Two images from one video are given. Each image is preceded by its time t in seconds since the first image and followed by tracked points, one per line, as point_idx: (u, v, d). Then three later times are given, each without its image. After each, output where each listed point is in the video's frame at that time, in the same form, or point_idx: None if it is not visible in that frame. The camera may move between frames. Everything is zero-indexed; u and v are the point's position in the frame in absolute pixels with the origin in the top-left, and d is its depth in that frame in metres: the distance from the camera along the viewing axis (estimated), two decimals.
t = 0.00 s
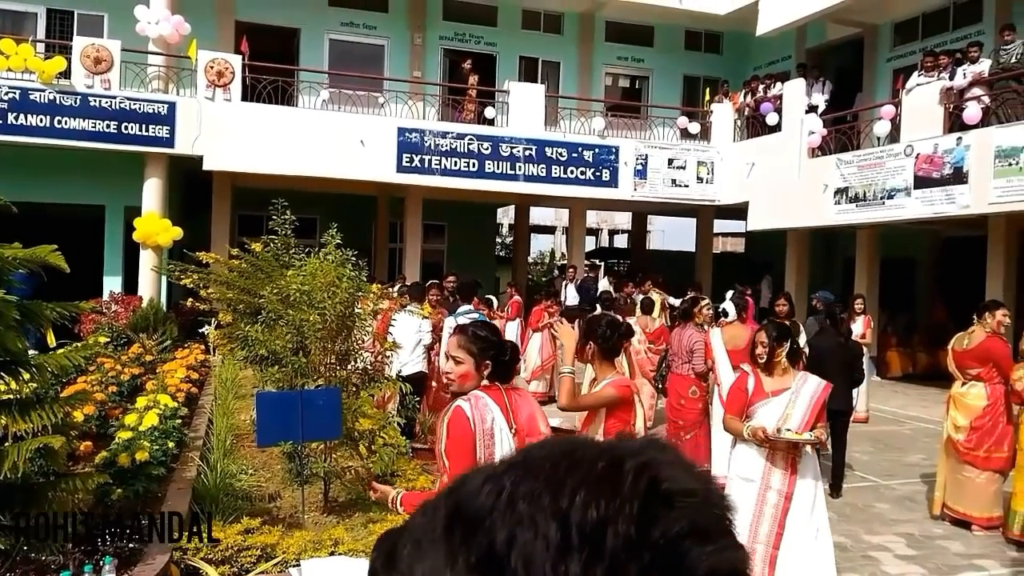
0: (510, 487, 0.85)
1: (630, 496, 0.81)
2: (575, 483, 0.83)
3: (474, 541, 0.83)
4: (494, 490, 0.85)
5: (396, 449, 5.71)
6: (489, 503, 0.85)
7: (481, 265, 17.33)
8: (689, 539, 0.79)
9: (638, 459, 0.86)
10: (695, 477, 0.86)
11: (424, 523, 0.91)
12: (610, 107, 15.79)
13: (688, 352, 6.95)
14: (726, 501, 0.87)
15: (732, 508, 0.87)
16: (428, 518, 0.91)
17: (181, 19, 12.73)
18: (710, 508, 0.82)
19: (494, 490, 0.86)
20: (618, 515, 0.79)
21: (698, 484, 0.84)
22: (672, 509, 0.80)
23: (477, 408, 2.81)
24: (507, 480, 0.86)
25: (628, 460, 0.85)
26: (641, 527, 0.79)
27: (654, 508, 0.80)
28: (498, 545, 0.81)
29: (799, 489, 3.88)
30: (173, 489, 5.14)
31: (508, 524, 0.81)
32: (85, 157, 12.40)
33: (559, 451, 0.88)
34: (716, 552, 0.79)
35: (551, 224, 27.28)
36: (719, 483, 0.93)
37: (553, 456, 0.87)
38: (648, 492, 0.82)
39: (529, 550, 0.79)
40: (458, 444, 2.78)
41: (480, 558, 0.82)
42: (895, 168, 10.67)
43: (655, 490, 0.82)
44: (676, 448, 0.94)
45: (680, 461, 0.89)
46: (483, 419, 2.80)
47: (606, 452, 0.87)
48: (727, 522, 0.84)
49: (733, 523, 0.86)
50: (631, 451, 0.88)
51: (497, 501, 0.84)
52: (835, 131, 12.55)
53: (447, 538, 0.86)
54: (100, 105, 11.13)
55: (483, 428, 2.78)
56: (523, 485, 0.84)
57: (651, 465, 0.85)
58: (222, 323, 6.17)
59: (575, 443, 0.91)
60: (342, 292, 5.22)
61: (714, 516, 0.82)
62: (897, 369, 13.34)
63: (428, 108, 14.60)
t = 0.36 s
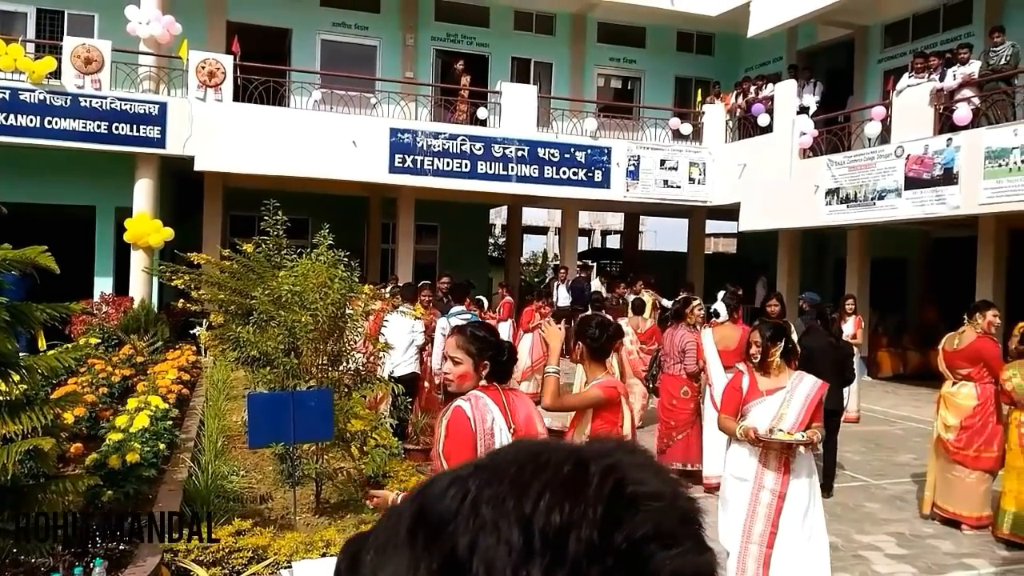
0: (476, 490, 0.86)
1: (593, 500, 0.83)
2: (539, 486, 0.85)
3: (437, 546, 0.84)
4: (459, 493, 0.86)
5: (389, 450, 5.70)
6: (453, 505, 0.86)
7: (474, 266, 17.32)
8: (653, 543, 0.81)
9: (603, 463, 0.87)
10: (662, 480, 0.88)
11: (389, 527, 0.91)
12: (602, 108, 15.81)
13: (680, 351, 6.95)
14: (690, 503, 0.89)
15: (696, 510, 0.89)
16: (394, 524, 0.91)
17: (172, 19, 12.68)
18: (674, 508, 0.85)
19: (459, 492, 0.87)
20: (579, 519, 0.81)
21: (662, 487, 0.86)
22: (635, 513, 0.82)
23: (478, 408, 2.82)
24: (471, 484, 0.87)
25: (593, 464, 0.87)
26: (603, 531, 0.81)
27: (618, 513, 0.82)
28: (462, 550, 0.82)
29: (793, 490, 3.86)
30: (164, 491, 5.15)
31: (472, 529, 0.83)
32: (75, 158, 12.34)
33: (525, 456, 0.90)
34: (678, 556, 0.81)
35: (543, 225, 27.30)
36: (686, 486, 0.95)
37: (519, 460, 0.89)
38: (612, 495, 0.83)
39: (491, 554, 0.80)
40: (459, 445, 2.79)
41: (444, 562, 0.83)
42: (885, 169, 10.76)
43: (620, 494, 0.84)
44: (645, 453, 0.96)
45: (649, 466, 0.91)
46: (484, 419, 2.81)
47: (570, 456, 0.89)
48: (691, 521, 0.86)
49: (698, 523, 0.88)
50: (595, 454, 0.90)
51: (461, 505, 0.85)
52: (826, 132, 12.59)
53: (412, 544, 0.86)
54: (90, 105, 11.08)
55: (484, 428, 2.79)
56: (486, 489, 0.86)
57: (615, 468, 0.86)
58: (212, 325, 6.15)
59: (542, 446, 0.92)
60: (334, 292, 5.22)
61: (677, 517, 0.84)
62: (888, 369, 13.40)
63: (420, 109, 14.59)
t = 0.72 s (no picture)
0: (411, 497, 0.85)
1: (532, 503, 0.83)
2: (477, 490, 0.84)
3: (375, 556, 0.83)
4: (395, 501, 0.86)
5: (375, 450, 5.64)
6: (391, 513, 0.85)
7: (460, 266, 17.29)
8: (595, 544, 0.82)
9: (543, 466, 0.88)
10: (602, 480, 0.88)
11: (321, 539, 0.89)
12: (588, 109, 15.83)
13: (665, 352, 7.04)
14: (629, 500, 0.90)
15: (636, 506, 0.90)
16: (326, 536, 0.89)
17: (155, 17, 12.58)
18: (614, 508, 0.86)
19: (396, 500, 0.86)
20: (516, 524, 0.81)
21: (602, 487, 0.87)
22: (574, 516, 0.83)
23: (473, 407, 2.81)
24: (408, 492, 0.87)
25: (533, 467, 0.87)
26: (542, 535, 0.81)
27: (558, 515, 0.83)
28: (396, 559, 0.82)
29: (776, 491, 3.82)
30: (147, 492, 5.16)
31: (407, 539, 0.82)
32: (57, 157, 12.23)
33: (464, 462, 0.89)
34: (619, 558, 0.82)
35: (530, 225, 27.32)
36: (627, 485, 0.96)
37: (460, 466, 0.89)
38: (551, 498, 0.84)
39: (427, 563, 0.80)
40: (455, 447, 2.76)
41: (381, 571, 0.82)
42: (868, 170, 10.84)
43: (559, 497, 0.84)
44: (588, 454, 0.96)
45: (589, 466, 0.92)
46: (479, 418, 2.79)
47: (508, 459, 0.89)
48: (632, 519, 0.87)
49: (640, 518, 0.89)
50: (535, 457, 0.90)
51: (397, 513, 0.85)
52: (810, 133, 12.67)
53: (343, 556, 0.85)
54: (73, 104, 10.97)
55: (480, 427, 2.77)
56: (422, 497, 0.85)
57: (551, 470, 0.87)
58: (196, 325, 6.10)
59: (480, 451, 0.92)
60: (318, 292, 5.18)
61: (618, 516, 0.85)
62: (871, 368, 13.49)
63: (406, 108, 14.55)
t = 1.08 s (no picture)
0: (349, 505, 0.83)
1: (473, 506, 0.81)
2: (417, 493, 0.82)
3: (310, 564, 0.80)
4: (332, 508, 0.83)
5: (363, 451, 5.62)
6: (329, 518, 0.83)
7: (450, 267, 17.28)
8: (538, 547, 0.80)
9: (486, 468, 0.86)
10: (548, 480, 0.87)
11: (256, 548, 0.86)
12: (579, 109, 15.85)
13: (656, 351, 7.05)
14: (577, 500, 0.88)
15: (585, 506, 0.89)
16: (259, 547, 0.86)
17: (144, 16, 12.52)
18: (559, 507, 0.84)
19: (334, 506, 0.84)
20: (455, 528, 0.79)
21: (546, 486, 0.86)
22: (515, 519, 0.81)
23: (472, 406, 2.80)
24: (347, 497, 0.85)
25: (475, 468, 0.86)
26: (482, 539, 0.79)
27: (502, 516, 0.81)
28: (332, 564, 0.79)
29: (763, 494, 3.80)
30: (136, 493, 5.13)
31: (344, 545, 0.80)
32: (46, 157, 12.16)
33: (405, 467, 0.87)
34: (560, 560, 0.80)
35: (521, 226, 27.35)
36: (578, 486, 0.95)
37: (402, 470, 0.87)
38: (493, 498, 0.82)
39: (362, 568, 0.77)
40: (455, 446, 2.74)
41: None
42: (857, 171, 10.89)
43: (501, 499, 0.82)
44: (538, 454, 0.95)
45: (538, 467, 0.90)
46: (478, 416, 2.79)
47: (450, 462, 0.87)
48: (578, 518, 0.86)
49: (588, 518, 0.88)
50: (479, 458, 0.88)
51: (334, 520, 0.82)
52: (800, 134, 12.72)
53: (279, 565, 0.81)
54: (61, 103, 10.90)
55: (478, 427, 2.77)
56: (360, 502, 0.83)
57: (492, 471, 0.85)
58: (185, 326, 6.06)
59: (423, 455, 0.90)
60: (308, 292, 5.16)
61: (564, 516, 0.84)
62: (861, 368, 13.53)
63: (396, 108, 14.52)
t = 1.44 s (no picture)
0: (283, 509, 0.83)
1: (411, 511, 0.81)
2: (355, 498, 0.82)
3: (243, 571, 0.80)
4: (266, 513, 0.84)
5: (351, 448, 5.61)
6: (265, 522, 0.83)
7: (439, 264, 17.25)
8: (482, 551, 0.80)
9: (426, 472, 0.86)
10: (492, 483, 0.87)
11: (189, 555, 0.85)
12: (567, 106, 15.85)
13: (644, 348, 7.08)
14: (522, 502, 0.88)
15: (529, 507, 0.88)
16: (193, 554, 0.86)
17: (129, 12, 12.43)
18: (501, 509, 0.85)
19: (267, 511, 0.85)
20: (389, 534, 0.79)
21: (488, 488, 0.86)
22: (453, 528, 0.81)
23: (465, 403, 2.79)
24: (281, 505, 0.85)
25: (416, 472, 0.86)
26: (417, 545, 0.79)
27: (441, 521, 0.81)
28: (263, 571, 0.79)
29: (744, 494, 3.79)
30: (122, 492, 5.10)
31: (275, 552, 0.80)
32: (32, 155, 12.07)
33: (345, 469, 0.87)
34: (500, 565, 0.80)
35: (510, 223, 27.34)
36: (526, 487, 0.95)
37: (342, 473, 0.87)
38: (432, 499, 0.82)
39: (293, 574, 0.78)
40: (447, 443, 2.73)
41: None
42: (843, 168, 10.96)
43: (442, 500, 0.83)
44: (492, 458, 0.96)
45: (486, 468, 0.90)
46: (471, 414, 2.78)
47: (392, 463, 0.88)
48: (521, 519, 0.86)
49: (534, 520, 0.87)
50: (421, 461, 0.89)
51: (267, 523, 0.83)
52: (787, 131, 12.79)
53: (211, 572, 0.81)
54: (46, 100, 10.81)
55: (471, 424, 2.76)
56: (299, 507, 0.83)
57: (434, 475, 0.85)
58: (172, 324, 6.01)
59: (368, 456, 0.91)
60: (295, 290, 5.14)
61: (506, 519, 0.84)
62: (847, 364, 13.61)
63: (384, 105, 14.47)
